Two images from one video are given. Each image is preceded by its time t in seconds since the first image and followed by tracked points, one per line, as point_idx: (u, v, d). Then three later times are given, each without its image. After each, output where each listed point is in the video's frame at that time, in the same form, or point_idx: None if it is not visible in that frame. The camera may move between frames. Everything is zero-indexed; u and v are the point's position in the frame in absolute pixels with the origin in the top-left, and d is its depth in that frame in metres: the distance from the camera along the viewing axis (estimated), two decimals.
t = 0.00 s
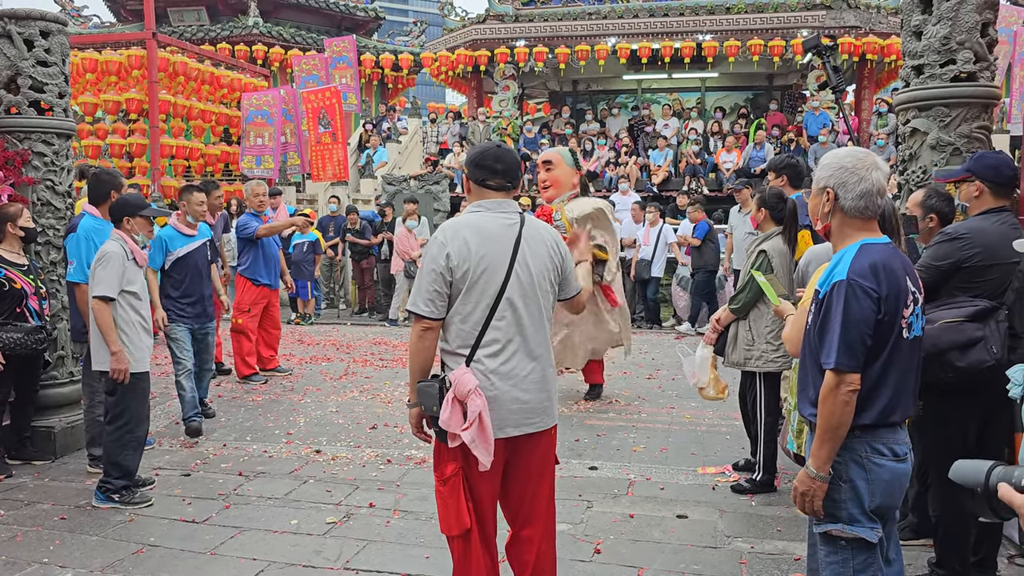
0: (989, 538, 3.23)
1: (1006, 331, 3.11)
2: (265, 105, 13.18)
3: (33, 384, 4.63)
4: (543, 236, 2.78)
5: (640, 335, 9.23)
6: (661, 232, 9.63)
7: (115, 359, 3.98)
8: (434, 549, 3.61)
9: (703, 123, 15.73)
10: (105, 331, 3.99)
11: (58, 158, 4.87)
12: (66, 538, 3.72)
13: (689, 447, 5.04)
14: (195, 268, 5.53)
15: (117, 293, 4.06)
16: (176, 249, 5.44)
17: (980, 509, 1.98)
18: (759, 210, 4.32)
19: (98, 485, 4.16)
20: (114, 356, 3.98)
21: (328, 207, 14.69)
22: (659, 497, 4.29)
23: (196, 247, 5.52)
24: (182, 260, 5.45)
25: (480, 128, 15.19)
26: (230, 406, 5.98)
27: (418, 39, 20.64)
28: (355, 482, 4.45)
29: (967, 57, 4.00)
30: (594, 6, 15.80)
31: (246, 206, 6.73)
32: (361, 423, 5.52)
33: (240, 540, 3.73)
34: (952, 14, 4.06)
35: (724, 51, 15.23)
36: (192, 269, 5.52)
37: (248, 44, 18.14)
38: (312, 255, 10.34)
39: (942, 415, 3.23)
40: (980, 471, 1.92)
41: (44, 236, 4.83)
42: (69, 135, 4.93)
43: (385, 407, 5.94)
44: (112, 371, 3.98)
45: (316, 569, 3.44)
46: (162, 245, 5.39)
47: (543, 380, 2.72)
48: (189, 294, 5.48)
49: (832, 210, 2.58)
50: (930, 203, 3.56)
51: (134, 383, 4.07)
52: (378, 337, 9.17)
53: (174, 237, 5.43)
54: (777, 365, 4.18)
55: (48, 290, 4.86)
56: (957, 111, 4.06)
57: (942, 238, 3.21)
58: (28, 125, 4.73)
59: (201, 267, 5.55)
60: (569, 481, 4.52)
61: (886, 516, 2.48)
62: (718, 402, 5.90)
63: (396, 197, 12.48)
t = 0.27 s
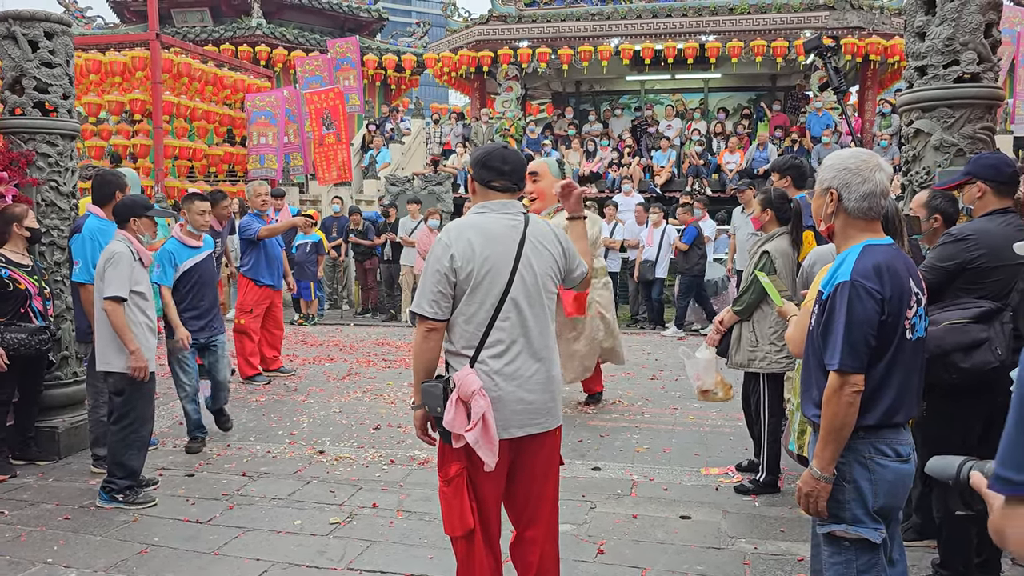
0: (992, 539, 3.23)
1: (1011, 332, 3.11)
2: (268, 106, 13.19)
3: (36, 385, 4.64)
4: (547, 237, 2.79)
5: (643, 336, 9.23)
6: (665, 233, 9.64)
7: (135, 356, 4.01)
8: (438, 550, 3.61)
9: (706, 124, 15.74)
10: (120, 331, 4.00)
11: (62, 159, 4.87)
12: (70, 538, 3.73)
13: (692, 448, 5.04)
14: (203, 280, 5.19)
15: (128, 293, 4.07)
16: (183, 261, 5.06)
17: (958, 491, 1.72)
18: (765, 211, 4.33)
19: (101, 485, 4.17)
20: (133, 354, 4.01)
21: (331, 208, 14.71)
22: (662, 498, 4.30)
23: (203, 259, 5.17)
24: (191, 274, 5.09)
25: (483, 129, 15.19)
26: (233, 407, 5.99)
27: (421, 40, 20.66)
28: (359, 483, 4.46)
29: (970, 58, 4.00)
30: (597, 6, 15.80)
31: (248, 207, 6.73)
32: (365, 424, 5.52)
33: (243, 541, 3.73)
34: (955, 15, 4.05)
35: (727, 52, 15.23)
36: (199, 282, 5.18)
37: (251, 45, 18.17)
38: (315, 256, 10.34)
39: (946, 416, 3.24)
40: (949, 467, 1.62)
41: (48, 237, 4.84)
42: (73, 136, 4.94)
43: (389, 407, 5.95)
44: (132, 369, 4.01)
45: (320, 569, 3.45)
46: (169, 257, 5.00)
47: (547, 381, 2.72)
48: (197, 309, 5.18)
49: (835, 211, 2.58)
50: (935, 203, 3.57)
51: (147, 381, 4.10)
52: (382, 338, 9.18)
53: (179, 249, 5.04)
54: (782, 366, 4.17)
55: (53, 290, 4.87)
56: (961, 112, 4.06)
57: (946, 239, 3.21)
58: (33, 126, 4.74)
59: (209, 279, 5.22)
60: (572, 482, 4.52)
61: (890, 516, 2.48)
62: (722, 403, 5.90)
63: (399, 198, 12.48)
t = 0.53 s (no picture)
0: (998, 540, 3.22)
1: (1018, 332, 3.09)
2: (274, 104, 13.19)
3: (43, 383, 4.66)
4: (554, 236, 2.79)
5: (648, 335, 9.23)
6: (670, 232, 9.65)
7: (144, 355, 4.01)
8: (443, 548, 3.61)
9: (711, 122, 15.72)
10: (131, 330, 4.01)
11: (68, 158, 4.88)
12: (76, 535, 3.74)
13: (697, 447, 5.04)
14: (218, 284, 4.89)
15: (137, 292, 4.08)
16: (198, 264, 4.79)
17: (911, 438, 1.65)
18: (772, 210, 4.31)
19: (108, 483, 4.18)
20: (143, 353, 4.01)
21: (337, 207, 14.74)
22: (667, 497, 4.29)
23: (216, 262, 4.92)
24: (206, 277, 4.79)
25: (488, 128, 15.20)
26: (239, 405, 6.01)
27: (426, 39, 20.67)
28: (364, 481, 4.46)
29: (976, 57, 3.99)
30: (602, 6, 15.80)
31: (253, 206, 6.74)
32: (370, 422, 5.53)
33: (249, 539, 3.74)
34: (962, 14, 4.04)
35: (733, 51, 15.21)
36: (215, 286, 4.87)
37: (257, 44, 18.18)
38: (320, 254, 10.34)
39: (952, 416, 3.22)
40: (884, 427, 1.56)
41: (55, 236, 4.86)
42: (79, 135, 4.95)
43: (394, 406, 5.96)
44: (142, 367, 4.01)
45: (325, 567, 3.46)
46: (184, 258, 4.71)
47: (553, 380, 2.72)
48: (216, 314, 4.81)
49: (841, 210, 2.58)
50: (950, 200, 3.55)
51: (153, 381, 4.10)
52: (387, 336, 9.19)
53: (193, 252, 4.78)
54: (788, 365, 4.16)
55: (59, 289, 4.89)
56: (966, 111, 4.04)
57: (953, 239, 3.21)
58: (40, 125, 4.75)
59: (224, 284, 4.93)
60: (577, 481, 4.52)
61: (896, 516, 2.48)
62: (727, 402, 5.89)
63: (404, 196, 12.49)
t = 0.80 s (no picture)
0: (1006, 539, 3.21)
1: None
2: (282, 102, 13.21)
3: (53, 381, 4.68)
4: (565, 236, 2.78)
5: (655, 333, 9.22)
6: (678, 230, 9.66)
7: (154, 352, 4.03)
8: (451, 546, 3.62)
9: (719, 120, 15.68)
10: (141, 326, 4.02)
11: (79, 156, 4.90)
12: (86, 532, 3.76)
13: (705, 446, 5.03)
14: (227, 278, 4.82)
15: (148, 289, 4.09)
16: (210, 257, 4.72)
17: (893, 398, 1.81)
18: (782, 208, 4.30)
19: (118, 480, 4.21)
20: (152, 350, 4.03)
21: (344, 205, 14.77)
22: (675, 495, 4.29)
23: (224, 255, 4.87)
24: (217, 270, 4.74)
25: (495, 126, 15.19)
26: (248, 402, 6.02)
27: (434, 37, 20.65)
28: (372, 479, 4.48)
29: (987, 54, 3.98)
30: (610, 4, 15.77)
31: (261, 204, 6.76)
32: (378, 420, 5.54)
33: (257, 536, 3.75)
34: (972, 11, 4.04)
35: (741, 49, 15.17)
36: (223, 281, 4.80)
37: (266, 42, 18.20)
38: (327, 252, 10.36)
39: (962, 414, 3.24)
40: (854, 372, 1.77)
41: (65, 234, 4.88)
42: (89, 133, 4.97)
43: (402, 403, 5.97)
44: (150, 364, 4.04)
45: (333, 564, 3.47)
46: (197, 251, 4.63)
47: (563, 378, 2.72)
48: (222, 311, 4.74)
49: (849, 209, 2.57)
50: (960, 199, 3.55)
51: (162, 378, 4.13)
52: (394, 334, 9.19)
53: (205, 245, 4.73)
54: (798, 365, 4.17)
55: (69, 286, 4.91)
56: (977, 109, 4.00)
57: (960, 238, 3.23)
58: (50, 123, 4.77)
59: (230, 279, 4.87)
60: (585, 478, 4.52)
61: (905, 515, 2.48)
62: (735, 400, 5.88)
63: (412, 194, 12.51)
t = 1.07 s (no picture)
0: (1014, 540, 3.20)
1: None
2: (290, 101, 13.31)
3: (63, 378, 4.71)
4: (574, 235, 2.78)
5: (663, 333, 9.20)
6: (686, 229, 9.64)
7: (160, 349, 4.06)
8: (458, 544, 3.63)
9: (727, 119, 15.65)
10: (148, 323, 4.04)
11: (88, 154, 4.93)
12: (96, 529, 3.78)
13: (712, 445, 5.02)
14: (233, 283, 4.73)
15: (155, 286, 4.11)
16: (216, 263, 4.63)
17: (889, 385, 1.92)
18: (790, 207, 4.30)
19: (127, 477, 4.23)
20: (159, 347, 4.05)
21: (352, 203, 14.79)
22: (682, 495, 4.28)
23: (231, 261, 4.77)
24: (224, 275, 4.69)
25: (503, 124, 15.18)
26: (256, 400, 6.04)
27: (442, 36, 20.66)
28: (380, 477, 4.48)
29: (997, 53, 3.95)
30: (618, 2, 15.75)
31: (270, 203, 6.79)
32: (386, 418, 5.55)
33: (265, 533, 3.77)
34: (982, 10, 4.03)
35: (750, 47, 15.12)
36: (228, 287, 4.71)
37: (274, 41, 18.21)
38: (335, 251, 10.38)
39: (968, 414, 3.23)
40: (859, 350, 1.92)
41: (74, 232, 4.90)
42: (99, 132, 4.99)
43: (410, 402, 5.97)
44: (157, 361, 4.06)
45: (341, 562, 3.48)
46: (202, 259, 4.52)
47: (571, 377, 2.73)
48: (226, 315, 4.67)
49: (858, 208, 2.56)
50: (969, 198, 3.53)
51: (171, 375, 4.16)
52: (402, 333, 9.21)
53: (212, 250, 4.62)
54: (806, 363, 4.16)
55: (78, 284, 4.93)
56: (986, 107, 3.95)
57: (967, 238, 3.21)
58: (60, 121, 4.79)
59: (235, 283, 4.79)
60: (593, 477, 4.53)
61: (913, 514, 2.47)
62: (743, 400, 5.87)
63: (420, 193, 12.52)
